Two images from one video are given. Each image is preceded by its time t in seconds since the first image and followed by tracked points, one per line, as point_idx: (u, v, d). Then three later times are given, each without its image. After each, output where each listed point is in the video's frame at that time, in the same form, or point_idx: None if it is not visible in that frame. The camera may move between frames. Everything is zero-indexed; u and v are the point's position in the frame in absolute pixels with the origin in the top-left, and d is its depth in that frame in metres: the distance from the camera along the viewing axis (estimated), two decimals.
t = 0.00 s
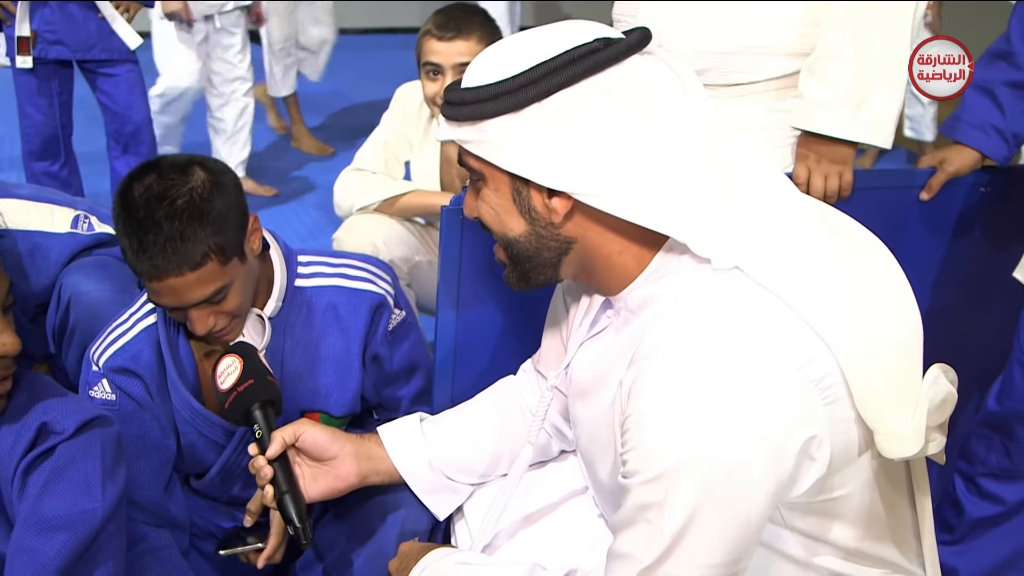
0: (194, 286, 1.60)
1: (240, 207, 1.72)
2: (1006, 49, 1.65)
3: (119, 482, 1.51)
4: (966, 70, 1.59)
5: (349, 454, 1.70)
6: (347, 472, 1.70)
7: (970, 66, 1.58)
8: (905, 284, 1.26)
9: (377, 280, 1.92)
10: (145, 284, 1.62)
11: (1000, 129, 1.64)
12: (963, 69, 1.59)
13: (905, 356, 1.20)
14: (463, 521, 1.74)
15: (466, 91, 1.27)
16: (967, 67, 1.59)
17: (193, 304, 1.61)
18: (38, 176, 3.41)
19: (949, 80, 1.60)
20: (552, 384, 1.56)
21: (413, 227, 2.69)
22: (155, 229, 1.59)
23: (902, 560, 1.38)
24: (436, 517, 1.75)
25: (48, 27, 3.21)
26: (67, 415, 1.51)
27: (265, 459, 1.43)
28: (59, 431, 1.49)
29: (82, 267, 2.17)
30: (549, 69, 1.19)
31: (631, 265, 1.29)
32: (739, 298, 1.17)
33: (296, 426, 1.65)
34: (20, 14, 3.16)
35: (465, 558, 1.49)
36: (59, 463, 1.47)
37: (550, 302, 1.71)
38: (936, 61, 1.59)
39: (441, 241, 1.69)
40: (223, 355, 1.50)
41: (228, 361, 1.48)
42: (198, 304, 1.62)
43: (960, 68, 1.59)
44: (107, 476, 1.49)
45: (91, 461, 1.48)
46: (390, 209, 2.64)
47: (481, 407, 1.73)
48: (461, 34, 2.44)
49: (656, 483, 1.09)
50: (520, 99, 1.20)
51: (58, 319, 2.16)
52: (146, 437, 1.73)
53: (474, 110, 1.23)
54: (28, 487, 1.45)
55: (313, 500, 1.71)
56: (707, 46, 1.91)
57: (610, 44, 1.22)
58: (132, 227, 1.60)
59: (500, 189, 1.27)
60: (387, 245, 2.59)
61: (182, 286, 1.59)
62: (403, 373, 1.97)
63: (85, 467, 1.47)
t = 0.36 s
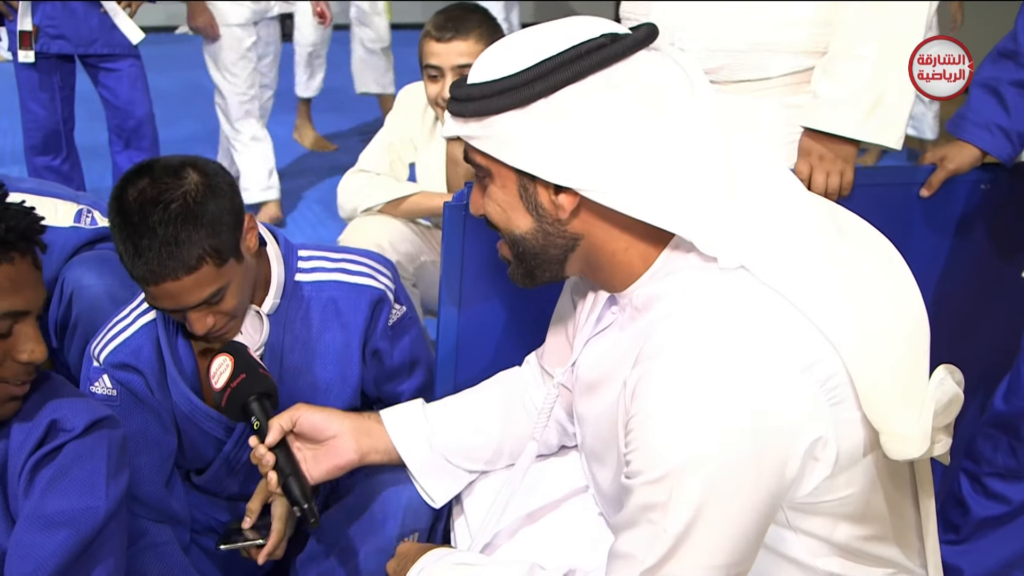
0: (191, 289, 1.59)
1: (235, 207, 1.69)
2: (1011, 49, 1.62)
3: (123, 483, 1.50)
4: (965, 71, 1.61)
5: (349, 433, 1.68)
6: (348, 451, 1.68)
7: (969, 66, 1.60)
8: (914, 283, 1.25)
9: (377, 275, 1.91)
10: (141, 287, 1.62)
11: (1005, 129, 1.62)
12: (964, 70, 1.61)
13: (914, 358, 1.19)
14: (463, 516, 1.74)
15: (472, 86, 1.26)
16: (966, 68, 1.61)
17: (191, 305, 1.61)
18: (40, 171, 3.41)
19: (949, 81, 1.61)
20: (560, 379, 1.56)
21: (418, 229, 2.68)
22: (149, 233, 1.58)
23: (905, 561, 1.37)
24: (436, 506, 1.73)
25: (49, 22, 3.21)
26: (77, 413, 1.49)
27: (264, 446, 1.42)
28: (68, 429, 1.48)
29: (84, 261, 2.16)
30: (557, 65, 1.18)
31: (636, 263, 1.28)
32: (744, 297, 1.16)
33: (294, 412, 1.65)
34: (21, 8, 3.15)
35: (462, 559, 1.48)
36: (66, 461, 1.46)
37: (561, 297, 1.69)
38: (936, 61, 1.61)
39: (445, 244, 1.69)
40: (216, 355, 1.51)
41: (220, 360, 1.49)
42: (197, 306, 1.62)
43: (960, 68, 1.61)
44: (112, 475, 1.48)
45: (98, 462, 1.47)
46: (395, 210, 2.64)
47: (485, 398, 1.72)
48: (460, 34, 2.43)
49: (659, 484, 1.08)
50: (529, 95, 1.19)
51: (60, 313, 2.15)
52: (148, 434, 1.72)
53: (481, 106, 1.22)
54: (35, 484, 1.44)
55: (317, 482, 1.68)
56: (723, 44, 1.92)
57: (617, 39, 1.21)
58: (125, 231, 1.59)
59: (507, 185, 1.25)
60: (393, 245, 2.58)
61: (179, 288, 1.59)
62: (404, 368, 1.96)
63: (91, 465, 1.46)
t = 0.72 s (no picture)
0: (201, 246, 1.61)
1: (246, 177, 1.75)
2: (1020, 47, 1.62)
3: (129, 482, 1.50)
4: (965, 70, 1.63)
5: (361, 419, 1.69)
6: (359, 438, 1.69)
7: (969, 66, 1.61)
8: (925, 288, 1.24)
9: (378, 271, 1.90)
10: (149, 250, 1.63)
11: (1015, 128, 1.61)
12: (963, 69, 1.63)
13: (923, 364, 1.18)
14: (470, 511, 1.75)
15: (478, 91, 1.26)
16: (966, 67, 1.63)
17: (201, 262, 1.61)
18: (43, 169, 3.41)
19: (949, 80, 1.61)
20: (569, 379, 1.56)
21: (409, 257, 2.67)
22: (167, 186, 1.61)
23: (912, 566, 1.35)
24: (437, 494, 1.73)
25: (51, 20, 3.20)
26: (84, 411, 1.50)
27: (278, 434, 1.42)
28: (76, 428, 1.48)
29: (90, 258, 2.16)
30: (559, 71, 1.18)
31: (642, 268, 1.27)
32: (752, 304, 1.15)
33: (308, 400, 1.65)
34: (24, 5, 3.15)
35: (467, 555, 1.47)
36: (72, 460, 1.46)
37: (571, 297, 1.68)
38: (937, 61, 1.61)
39: (447, 256, 1.69)
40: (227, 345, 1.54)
41: (231, 350, 1.52)
42: (204, 267, 1.61)
43: (960, 68, 1.62)
44: (118, 474, 1.47)
45: (104, 461, 1.47)
46: (384, 235, 2.64)
47: (486, 389, 1.72)
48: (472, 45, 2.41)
49: (665, 489, 1.07)
50: (531, 102, 1.18)
51: (65, 310, 2.14)
52: (152, 431, 1.72)
53: (486, 111, 1.22)
54: (42, 483, 1.44)
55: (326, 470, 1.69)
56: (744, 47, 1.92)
57: (621, 44, 1.19)
58: (138, 190, 1.62)
59: (513, 190, 1.26)
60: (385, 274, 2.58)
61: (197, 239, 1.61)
62: (402, 366, 1.94)
63: (98, 464, 1.46)
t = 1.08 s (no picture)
0: (265, 186, 1.71)
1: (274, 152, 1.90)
2: None
3: (134, 480, 1.50)
4: (965, 70, 1.62)
5: (370, 409, 1.70)
6: (368, 428, 1.70)
7: (969, 66, 1.61)
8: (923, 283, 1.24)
9: (385, 272, 1.90)
10: (209, 190, 1.68)
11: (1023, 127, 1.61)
12: (964, 69, 1.62)
13: (922, 363, 1.18)
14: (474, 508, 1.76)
15: (474, 97, 1.26)
16: (967, 67, 1.62)
17: (260, 203, 1.69)
18: (47, 168, 3.42)
19: (948, 80, 1.63)
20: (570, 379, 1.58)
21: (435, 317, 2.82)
22: (222, 135, 1.72)
23: (917, 562, 1.35)
24: (441, 486, 1.74)
25: (57, 20, 3.21)
26: (89, 410, 1.50)
27: (291, 416, 1.40)
28: (80, 426, 1.48)
29: (94, 258, 2.18)
30: (552, 75, 1.18)
31: (641, 270, 1.27)
32: (754, 304, 1.15)
33: (321, 383, 1.66)
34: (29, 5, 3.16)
35: (470, 553, 1.48)
36: (77, 458, 1.46)
37: (570, 306, 1.69)
38: (936, 61, 1.64)
39: (453, 255, 1.69)
40: (240, 315, 1.51)
41: (246, 320, 1.49)
42: (262, 209, 1.70)
43: (960, 68, 1.63)
44: (123, 472, 1.48)
45: (109, 459, 1.47)
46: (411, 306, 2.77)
47: (492, 388, 1.74)
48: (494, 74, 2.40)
49: (666, 486, 1.08)
50: (525, 106, 1.19)
51: (69, 309, 2.15)
52: (156, 430, 1.73)
53: (482, 116, 1.23)
54: (47, 480, 1.45)
55: (336, 454, 1.69)
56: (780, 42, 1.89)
57: (612, 47, 1.20)
58: (198, 138, 1.72)
59: (510, 194, 1.27)
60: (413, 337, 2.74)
61: (253, 179, 1.70)
62: (413, 364, 1.96)
63: (102, 462, 1.46)
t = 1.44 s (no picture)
0: (286, 176, 1.75)
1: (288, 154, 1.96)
2: None
3: (138, 480, 1.51)
4: (965, 70, 1.61)
5: (380, 411, 1.71)
6: (378, 428, 1.71)
7: (969, 65, 1.59)
8: (919, 280, 1.25)
9: (397, 278, 1.91)
10: (230, 177, 1.72)
11: None
12: (964, 69, 1.61)
13: (919, 360, 1.19)
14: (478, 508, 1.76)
15: (465, 105, 1.28)
16: (967, 67, 1.61)
17: (280, 191, 1.73)
18: (51, 171, 3.43)
19: (948, 80, 1.62)
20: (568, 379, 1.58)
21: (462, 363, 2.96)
22: (245, 126, 1.78)
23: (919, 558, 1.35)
24: (445, 484, 1.73)
25: (60, 22, 3.23)
26: (91, 411, 1.51)
27: (302, 413, 1.40)
28: (83, 428, 1.49)
29: (97, 259, 2.19)
30: (537, 82, 1.19)
31: (635, 272, 1.28)
32: (747, 301, 1.16)
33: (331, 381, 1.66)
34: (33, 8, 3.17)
35: (473, 552, 1.48)
36: (80, 460, 1.47)
37: (571, 304, 1.70)
38: (936, 61, 1.64)
39: (458, 257, 1.70)
40: (258, 306, 1.52)
41: (264, 313, 1.50)
42: (281, 199, 1.74)
43: (960, 68, 1.62)
44: (127, 473, 1.49)
45: (112, 460, 1.48)
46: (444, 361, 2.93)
47: (498, 390, 1.74)
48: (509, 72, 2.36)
49: (665, 481, 1.09)
50: (513, 114, 1.20)
51: (73, 311, 2.16)
52: (163, 429, 1.73)
53: (473, 125, 1.24)
54: (50, 482, 1.45)
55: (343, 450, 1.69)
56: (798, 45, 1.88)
57: (597, 52, 1.20)
58: (221, 129, 1.78)
59: (503, 201, 1.28)
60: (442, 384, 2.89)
61: (273, 168, 1.74)
62: (421, 370, 1.98)
63: (106, 464, 1.47)
